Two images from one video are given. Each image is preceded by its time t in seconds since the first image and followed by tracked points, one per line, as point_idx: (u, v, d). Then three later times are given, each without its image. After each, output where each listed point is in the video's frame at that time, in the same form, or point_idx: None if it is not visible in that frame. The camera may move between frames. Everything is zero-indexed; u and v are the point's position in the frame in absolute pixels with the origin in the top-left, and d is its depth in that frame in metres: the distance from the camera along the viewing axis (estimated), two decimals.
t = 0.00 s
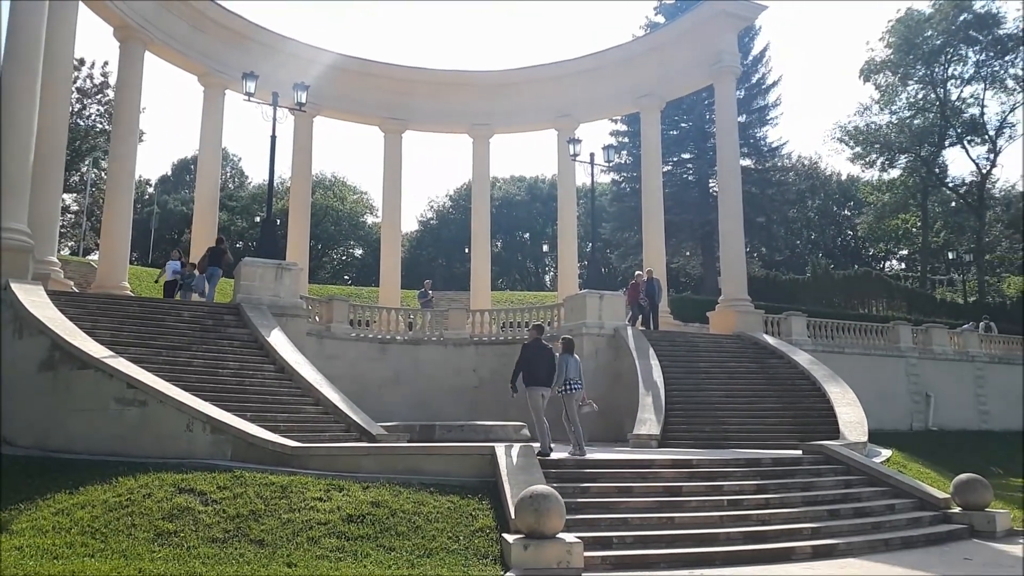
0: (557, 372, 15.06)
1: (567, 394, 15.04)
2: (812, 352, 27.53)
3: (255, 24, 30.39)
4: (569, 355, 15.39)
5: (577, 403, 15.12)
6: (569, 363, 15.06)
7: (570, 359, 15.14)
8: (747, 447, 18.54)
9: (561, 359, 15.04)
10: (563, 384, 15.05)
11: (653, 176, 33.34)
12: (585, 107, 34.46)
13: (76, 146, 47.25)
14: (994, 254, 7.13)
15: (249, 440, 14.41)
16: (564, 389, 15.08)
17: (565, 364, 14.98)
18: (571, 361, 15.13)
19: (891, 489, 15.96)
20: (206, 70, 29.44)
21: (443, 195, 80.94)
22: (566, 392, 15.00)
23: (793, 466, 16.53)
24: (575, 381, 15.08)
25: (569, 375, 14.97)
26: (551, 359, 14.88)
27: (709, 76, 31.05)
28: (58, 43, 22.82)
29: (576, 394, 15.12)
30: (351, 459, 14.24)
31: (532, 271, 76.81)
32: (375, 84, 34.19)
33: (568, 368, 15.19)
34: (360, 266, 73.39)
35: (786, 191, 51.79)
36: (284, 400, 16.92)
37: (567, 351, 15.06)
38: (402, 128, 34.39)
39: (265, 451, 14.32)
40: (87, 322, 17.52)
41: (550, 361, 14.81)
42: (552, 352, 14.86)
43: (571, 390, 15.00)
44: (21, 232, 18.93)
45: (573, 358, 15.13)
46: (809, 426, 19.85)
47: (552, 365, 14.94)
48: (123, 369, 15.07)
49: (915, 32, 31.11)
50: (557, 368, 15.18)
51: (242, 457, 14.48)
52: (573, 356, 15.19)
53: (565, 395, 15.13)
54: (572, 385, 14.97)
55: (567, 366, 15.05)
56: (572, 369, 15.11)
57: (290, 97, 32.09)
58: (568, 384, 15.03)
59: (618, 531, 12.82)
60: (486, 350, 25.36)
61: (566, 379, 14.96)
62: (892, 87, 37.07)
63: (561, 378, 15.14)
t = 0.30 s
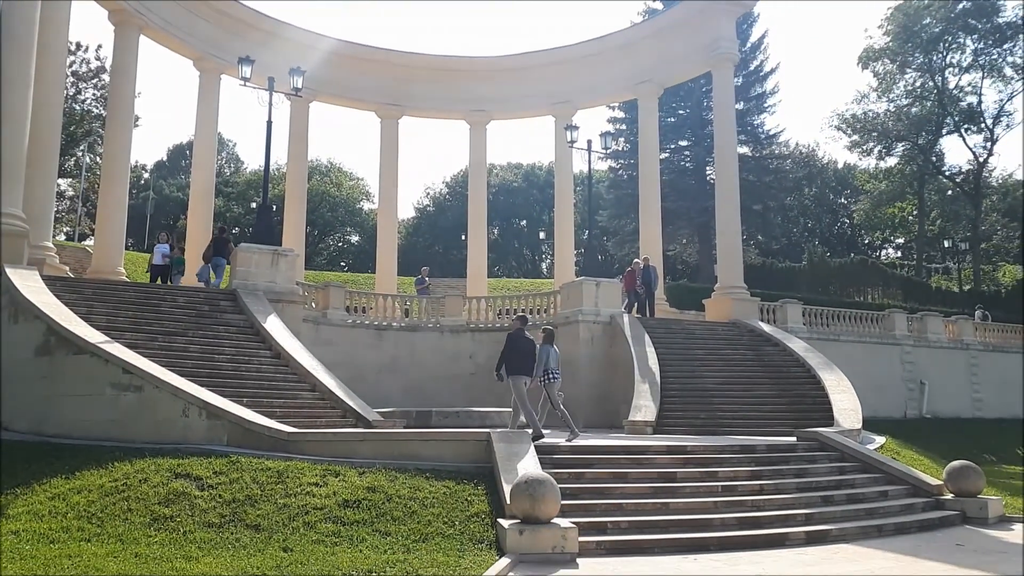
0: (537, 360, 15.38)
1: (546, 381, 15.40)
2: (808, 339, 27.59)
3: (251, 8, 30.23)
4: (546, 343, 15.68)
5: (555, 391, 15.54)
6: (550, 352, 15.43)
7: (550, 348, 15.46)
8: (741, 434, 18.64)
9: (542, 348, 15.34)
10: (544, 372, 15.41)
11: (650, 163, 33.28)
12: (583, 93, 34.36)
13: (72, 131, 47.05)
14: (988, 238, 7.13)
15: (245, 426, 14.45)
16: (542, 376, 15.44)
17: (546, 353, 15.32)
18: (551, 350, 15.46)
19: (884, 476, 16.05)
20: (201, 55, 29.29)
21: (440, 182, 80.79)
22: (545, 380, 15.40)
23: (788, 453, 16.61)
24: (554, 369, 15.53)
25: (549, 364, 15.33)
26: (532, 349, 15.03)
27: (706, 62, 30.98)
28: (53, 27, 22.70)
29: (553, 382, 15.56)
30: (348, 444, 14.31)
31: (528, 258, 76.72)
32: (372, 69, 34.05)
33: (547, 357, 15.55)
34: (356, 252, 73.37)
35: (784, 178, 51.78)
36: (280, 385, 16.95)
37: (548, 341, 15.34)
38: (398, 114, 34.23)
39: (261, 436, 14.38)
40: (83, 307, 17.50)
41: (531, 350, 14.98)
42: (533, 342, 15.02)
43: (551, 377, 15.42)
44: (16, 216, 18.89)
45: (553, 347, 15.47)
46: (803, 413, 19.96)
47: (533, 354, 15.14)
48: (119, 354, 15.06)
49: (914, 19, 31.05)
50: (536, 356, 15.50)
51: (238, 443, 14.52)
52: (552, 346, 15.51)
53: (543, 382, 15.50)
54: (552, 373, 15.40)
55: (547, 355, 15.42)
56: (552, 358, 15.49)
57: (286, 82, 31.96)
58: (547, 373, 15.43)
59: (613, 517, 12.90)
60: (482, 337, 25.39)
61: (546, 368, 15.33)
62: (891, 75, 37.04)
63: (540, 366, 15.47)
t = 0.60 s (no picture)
0: (515, 338, 15.47)
1: (523, 358, 15.45)
2: (802, 320, 27.66)
3: None
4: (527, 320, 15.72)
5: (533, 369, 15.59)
6: (528, 330, 15.42)
7: (530, 326, 15.45)
8: (735, 413, 18.74)
9: (520, 326, 15.38)
10: (522, 349, 15.43)
11: (648, 144, 33.18)
12: (580, 73, 34.19)
13: (66, 109, 46.80)
14: (983, 217, 7.14)
15: (241, 404, 14.52)
16: (520, 353, 15.48)
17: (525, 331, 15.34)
18: (530, 328, 15.45)
19: (876, 455, 16.14)
20: (196, 33, 29.05)
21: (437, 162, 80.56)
22: (522, 357, 15.42)
23: (781, 432, 16.71)
24: (533, 347, 15.48)
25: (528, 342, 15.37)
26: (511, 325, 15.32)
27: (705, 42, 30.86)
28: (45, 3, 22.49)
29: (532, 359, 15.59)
30: (343, 422, 14.38)
31: (525, 239, 76.68)
32: (368, 47, 33.81)
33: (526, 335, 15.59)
34: (352, 232, 73.38)
35: (781, 160, 51.69)
36: (275, 364, 17.01)
37: (527, 319, 15.35)
38: (395, 93, 34.05)
39: (257, 414, 14.45)
40: (78, 285, 17.48)
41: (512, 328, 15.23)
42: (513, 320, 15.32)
43: (528, 355, 15.41)
44: (10, 194, 18.81)
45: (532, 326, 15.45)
46: (797, 393, 20.09)
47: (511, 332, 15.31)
48: (114, 333, 15.05)
49: None
50: (516, 334, 15.56)
51: (234, 420, 14.60)
52: (532, 324, 15.53)
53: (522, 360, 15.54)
54: (530, 351, 15.38)
55: (526, 333, 15.42)
56: (530, 336, 15.48)
57: (282, 60, 31.77)
58: (525, 350, 15.43)
59: (606, 494, 13.00)
60: (478, 317, 25.44)
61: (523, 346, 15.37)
62: (890, 56, 36.86)
63: (519, 344, 15.53)
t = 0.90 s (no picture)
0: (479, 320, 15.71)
1: (486, 339, 15.72)
2: (780, 299, 27.88)
3: None
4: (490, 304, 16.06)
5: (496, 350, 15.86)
6: (493, 313, 15.71)
7: (494, 309, 15.82)
8: (713, 391, 18.93)
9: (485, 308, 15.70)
10: (485, 329, 15.67)
11: (630, 122, 33.13)
12: (563, 50, 34.01)
13: (40, 84, 45.92)
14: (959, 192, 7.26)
15: (219, 382, 14.48)
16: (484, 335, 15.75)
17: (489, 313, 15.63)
18: (494, 310, 15.79)
19: (852, 433, 16.38)
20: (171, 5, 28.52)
21: (418, 139, 79.99)
22: (486, 338, 15.65)
23: (758, 410, 16.90)
24: (496, 329, 15.79)
25: (491, 323, 15.65)
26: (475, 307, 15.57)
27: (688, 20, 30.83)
28: None
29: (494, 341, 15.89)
30: (323, 401, 14.38)
31: (507, 218, 76.58)
32: (347, 22, 33.36)
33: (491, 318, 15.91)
34: (332, 210, 72.87)
35: (761, 140, 51.81)
36: (254, 342, 16.93)
37: (492, 301, 15.74)
38: (375, 69, 33.67)
39: (235, 392, 14.41)
40: (53, 263, 17.24)
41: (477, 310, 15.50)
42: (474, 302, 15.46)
43: (492, 336, 15.66)
44: None
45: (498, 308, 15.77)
46: (773, 372, 20.32)
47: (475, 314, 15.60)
48: (90, 311, 14.89)
49: None
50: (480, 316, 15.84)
51: (212, 399, 14.55)
52: (497, 307, 15.87)
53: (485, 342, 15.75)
54: (494, 332, 15.65)
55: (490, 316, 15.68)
56: (494, 318, 15.81)
57: (260, 35, 31.32)
58: (489, 332, 15.71)
59: (586, 472, 13.11)
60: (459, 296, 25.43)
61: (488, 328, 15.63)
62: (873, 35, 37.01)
63: (482, 326, 15.79)
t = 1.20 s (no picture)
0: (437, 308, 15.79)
1: (444, 327, 15.89)
2: (754, 291, 28.13)
3: None
4: (454, 291, 16.08)
5: (454, 338, 16.07)
6: (451, 304, 15.73)
7: (454, 297, 15.79)
8: (687, 381, 19.08)
9: (444, 296, 15.69)
10: (443, 319, 15.80)
11: (609, 113, 33.20)
12: (543, 39, 34.00)
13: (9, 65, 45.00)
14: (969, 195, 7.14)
15: (193, 369, 14.40)
16: (442, 322, 15.91)
17: (447, 304, 15.64)
18: (454, 299, 15.78)
19: (823, 423, 16.58)
20: None
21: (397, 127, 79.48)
22: (443, 326, 15.83)
23: (731, 400, 17.06)
24: (455, 317, 15.89)
25: (449, 313, 15.71)
26: (432, 296, 15.61)
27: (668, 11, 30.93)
28: None
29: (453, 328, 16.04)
30: (297, 389, 14.32)
31: (485, 208, 76.43)
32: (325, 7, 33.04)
33: (450, 306, 15.91)
34: (308, 198, 72.24)
35: (739, 132, 52.05)
36: (228, 329, 16.79)
37: (452, 290, 15.69)
38: (354, 55, 33.39)
39: (208, 380, 14.36)
40: (22, 248, 16.96)
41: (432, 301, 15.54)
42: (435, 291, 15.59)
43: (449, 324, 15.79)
44: None
45: (456, 300, 15.75)
46: (747, 362, 20.54)
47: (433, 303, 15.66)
48: (60, 297, 14.59)
49: None
50: (440, 303, 15.89)
51: (185, 386, 14.47)
52: (457, 296, 15.82)
53: (443, 329, 15.93)
54: (452, 321, 15.76)
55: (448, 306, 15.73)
56: (454, 307, 15.83)
57: (236, 19, 30.93)
58: (446, 320, 15.84)
59: (560, 460, 13.17)
60: (435, 285, 25.38)
61: (444, 318, 15.74)
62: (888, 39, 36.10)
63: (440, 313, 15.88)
